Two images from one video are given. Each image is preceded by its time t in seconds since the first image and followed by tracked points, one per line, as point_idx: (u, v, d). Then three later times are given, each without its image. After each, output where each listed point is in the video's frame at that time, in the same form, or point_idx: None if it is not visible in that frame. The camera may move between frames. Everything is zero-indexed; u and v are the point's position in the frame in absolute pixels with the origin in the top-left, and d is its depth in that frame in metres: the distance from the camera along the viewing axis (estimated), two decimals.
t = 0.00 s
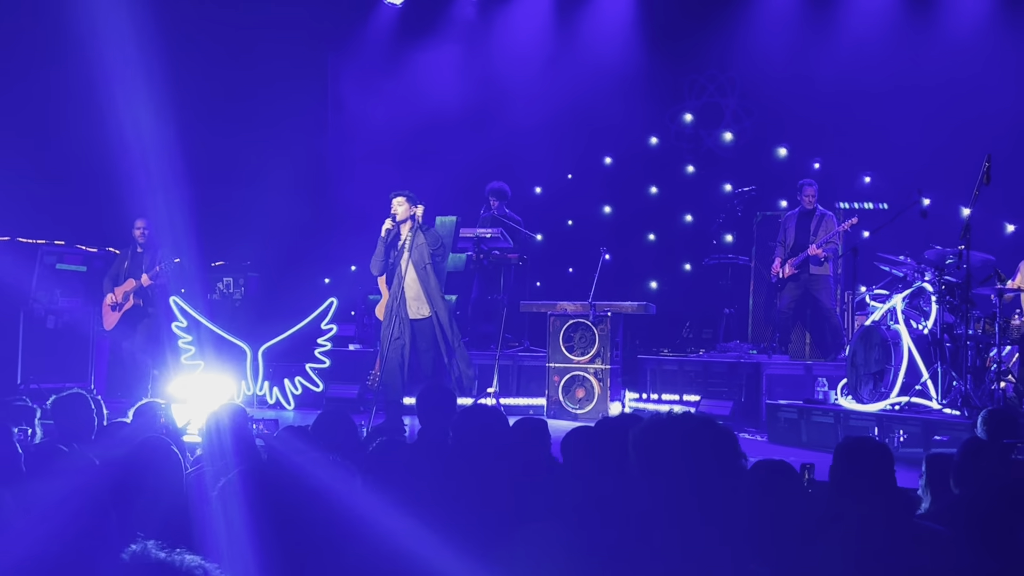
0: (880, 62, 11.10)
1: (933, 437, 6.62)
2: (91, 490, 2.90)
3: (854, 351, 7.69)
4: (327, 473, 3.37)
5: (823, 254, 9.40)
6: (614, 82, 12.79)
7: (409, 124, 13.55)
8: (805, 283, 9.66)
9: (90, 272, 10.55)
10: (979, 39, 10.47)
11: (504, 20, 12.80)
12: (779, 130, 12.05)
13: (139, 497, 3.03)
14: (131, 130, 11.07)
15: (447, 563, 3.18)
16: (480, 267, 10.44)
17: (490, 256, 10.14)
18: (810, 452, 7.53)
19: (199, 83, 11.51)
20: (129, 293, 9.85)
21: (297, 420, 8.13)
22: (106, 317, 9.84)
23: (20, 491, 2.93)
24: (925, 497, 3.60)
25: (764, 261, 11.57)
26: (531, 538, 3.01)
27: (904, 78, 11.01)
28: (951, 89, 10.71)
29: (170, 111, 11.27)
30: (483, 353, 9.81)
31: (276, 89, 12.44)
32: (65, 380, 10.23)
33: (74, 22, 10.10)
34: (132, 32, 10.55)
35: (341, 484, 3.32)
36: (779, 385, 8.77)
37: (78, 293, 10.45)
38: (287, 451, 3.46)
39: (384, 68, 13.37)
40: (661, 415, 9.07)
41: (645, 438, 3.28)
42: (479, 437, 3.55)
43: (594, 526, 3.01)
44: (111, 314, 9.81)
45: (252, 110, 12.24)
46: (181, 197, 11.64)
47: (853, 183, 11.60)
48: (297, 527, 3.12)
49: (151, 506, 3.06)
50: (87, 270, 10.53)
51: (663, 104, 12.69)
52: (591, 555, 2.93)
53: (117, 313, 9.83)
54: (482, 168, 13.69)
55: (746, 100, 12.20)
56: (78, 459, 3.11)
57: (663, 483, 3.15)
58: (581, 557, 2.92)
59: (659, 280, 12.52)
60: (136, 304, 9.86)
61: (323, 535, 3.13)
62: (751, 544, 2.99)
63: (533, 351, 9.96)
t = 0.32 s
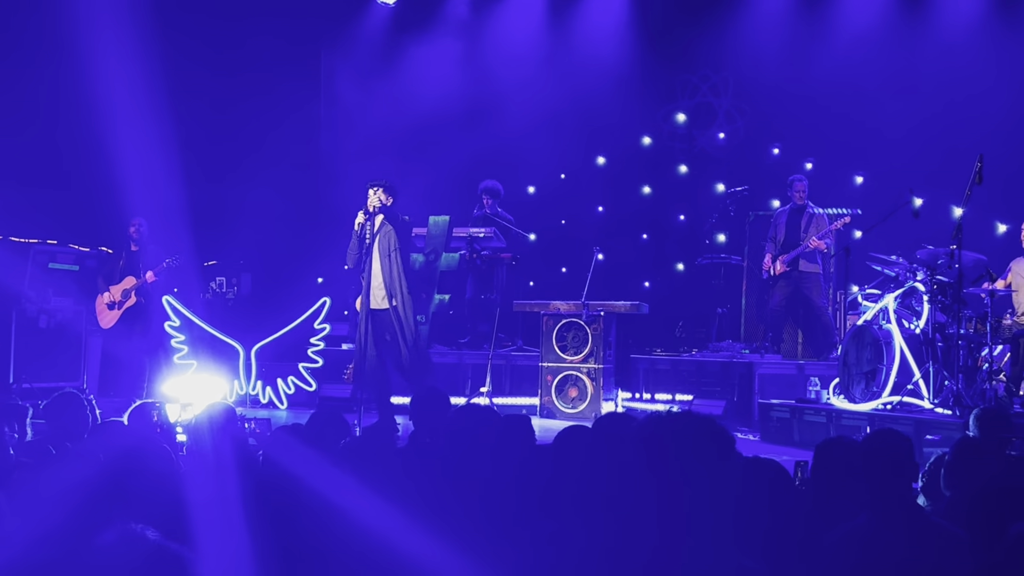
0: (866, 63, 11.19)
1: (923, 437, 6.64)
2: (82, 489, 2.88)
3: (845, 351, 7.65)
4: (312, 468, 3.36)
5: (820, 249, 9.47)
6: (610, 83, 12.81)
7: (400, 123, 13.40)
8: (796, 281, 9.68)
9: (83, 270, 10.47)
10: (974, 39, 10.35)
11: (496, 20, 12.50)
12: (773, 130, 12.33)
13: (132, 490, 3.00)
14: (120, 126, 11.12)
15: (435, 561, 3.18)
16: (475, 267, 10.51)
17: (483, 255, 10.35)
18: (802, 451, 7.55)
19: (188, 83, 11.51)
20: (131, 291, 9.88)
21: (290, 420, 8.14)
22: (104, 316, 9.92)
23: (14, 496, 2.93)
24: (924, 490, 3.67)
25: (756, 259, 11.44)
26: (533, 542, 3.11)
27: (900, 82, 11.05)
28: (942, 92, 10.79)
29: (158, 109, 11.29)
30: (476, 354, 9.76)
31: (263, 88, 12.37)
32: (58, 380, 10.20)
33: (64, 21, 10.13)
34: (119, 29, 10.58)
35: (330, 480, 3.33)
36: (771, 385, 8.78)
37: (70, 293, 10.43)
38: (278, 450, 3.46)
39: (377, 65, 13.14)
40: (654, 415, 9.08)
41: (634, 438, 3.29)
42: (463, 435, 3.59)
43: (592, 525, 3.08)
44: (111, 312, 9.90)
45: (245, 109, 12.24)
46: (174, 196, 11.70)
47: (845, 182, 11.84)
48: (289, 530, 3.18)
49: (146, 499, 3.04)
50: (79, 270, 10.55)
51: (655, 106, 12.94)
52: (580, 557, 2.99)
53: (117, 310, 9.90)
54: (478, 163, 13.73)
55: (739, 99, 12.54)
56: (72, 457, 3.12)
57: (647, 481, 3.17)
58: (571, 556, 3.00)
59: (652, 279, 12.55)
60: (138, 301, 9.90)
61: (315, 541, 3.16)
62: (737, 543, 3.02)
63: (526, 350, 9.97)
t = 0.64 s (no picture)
0: (861, 61, 11.27)
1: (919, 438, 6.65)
2: (79, 489, 2.89)
3: (841, 351, 7.70)
4: (313, 469, 3.33)
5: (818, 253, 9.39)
6: (609, 84, 12.79)
7: (397, 123, 13.47)
8: (794, 283, 9.67)
9: (78, 270, 10.55)
10: (973, 41, 10.56)
11: (492, 20, 12.77)
12: (772, 129, 12.07)
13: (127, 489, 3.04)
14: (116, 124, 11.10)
15: (433, 561, 3.15)
16: (472, 268, 10.42)
17: (480, 256, 10.21)
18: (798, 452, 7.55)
19: (184, 81, 11.50)
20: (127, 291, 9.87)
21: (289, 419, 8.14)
22: (100, 315, 9.91)
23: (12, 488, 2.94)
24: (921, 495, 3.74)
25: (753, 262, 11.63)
26: (530, 543, 3.07)
27: (897, 82, 11.08)
28: (940, 93, 10.82)
29: (154, 107, 11.28)
30: (472, 353, 9.78)
31: (261, 86, 12.30)
32: (53, 380, 10.15)
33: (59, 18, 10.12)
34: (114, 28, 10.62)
35: (330, 483, 3.31)
36: (768, 386, 8.78)
37: (66, 292, 10.40)
38: (277, 452, 3.45)
39: (373, 68, 13.31)
40: (651, 416, 9.07)
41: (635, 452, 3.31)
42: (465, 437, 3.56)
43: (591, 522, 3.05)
44: (106, 312, 9.88)
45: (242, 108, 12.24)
46: (169, 193, 11.69)
47: (840, 181, 11.69)
48: (287, 536, 3.17)
49: (140, 500, 3.07)
50: (74, 269, 10.52)
51: (653, 104, 12.72)
52: (582, 556, 2.94)
53: (112, 310, 9.88)
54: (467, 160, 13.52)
55: (735, 97, 12.30)
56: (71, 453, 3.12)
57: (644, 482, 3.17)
58: (572, 554, 2.95)
59: (648, 279, 12.59)
60: (135, 301, 9.87)
61: (311, 544, 3.14)
62: (736, 544, 3.05)
63: (522, 351, 9.98)
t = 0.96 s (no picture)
0: (861, 60, 11.23)
1: (919, 438, 6.65)
2: (77, 491, 2.90)
3: (840, 351, 7.71)
4: (314, 471, 3.36)
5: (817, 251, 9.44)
6: (600, 81, 12.80)
7: (395, 123, 13.37)
8: (791, 281, 9.70)
9: (77, 270, 10.52)
10: (971, 40, 10.55)
11: (493, 22, 12.70)
12: (770, 129, 12.10)
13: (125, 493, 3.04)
14: (112, 122, 11.10)
15: (433, 560, 3.15)
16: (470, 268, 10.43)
17: (479, 256, 10.36)
18: (797, 451, 7.55)
19: (181, 79, 11.52)
20: (123, 290, 9.88)
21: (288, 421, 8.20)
22: (97, 315, 9.87)
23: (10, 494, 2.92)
24: (918, 492, 3.72)
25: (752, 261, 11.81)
26: (529, 543, 3.08)
27: (893, 81, 11.11)
28: (940, 93, 10.83)
29: (150, 105, 11.30)
30: (470, 353, 9.79)
31: (259, 83, 12.14)
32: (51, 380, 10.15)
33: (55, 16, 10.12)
34: (108, 24, 10.68)
35: (331, 484, 3.30)
36: (766, 385, 8.79)
37: (64, 292, 10.40)
38: (278, 452, 3.47)
39: (371, 70, 13.19)
40: (649, 416, 9.08)
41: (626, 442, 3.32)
42: (465, 433, 3.56)
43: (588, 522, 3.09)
44: (104, 310, 9.85)
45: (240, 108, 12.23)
46: (167, 193, 11.61)
47: (838, 181, 11.71)
48: (288, 531, 3.16)
49: (139, 500, 3.07)
50: (73, 269, 10.49)
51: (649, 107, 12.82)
52: (585, 550, 2.95)
53: (109, 310, 9.87)
54: (473, 164, 13.57)
55: (733, 99, 12.37)
56: (68, 457, 3.12)
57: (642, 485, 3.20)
58: (572, 549, 2.96)
59: (647, 279, 12.60)
60: (130, 300, 9.89)
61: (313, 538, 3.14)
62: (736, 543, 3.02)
63: (521, 351, 9.99)
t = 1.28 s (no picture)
0: (863, 61, 11.26)
1: (920, 439, 6.66)
2: (77, 494, 2.88)
3: (841, 352, 7.68)
4: (312, 471, 3.34)
5: (818, 253, 9.44)
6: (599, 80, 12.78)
7: (398, 122, 13.34)
8: (794, 284, 9.71)
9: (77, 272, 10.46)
10: (972, 39, 10.60)
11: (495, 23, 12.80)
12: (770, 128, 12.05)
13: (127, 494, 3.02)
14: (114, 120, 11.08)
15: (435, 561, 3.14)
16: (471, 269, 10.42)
17: (479, 257, 10.38)
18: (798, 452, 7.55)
19: (181, 80, 11.53)
20: (127, 292, 9.87)
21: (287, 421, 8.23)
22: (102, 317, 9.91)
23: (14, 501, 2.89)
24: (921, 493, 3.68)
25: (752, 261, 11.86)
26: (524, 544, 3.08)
27: (894, 82, 11.12)
28: (943, 92, 10.83)
29: (151, 105, 11.29)
30: (471, 354, 9.79)
31: (259, 84, 12.07)
32: (52, 380, 10.15)
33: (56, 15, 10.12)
34: (109, 22, 10.70)
35: (328, 484, 3.29)
36: (767, 386, 8.79)
37: (65, 293, 10.39)
38: (277, 453, 3.45)
39: (374, 73, 13.19)
40: (650, 417, 9.08)
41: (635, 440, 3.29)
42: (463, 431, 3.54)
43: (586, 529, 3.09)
44: (108, 314, 9.91)
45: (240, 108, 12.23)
46: (168, 194, 11.59)
47: (839, 182, 11.72)
48: (287, 533, 3.16)
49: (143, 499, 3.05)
50: (74, 269, 10.44)
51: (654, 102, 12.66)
52: (579, 554, 2.93)
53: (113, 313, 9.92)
54: (478, 163, 13.49)
55: (734, 98, 12.26)
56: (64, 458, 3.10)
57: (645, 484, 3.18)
58: (567, 553, 2.95)
59: (648, 280, 12.60)
60: (135, 304, 9.91)
61: (313, 539, 3.14)
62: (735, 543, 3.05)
63: (521, 352, 9.98)
